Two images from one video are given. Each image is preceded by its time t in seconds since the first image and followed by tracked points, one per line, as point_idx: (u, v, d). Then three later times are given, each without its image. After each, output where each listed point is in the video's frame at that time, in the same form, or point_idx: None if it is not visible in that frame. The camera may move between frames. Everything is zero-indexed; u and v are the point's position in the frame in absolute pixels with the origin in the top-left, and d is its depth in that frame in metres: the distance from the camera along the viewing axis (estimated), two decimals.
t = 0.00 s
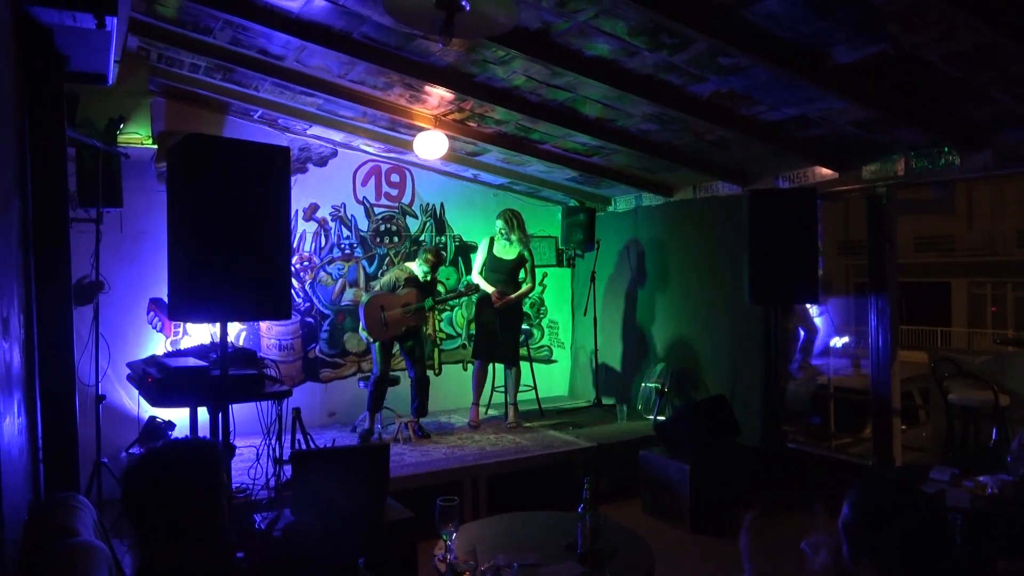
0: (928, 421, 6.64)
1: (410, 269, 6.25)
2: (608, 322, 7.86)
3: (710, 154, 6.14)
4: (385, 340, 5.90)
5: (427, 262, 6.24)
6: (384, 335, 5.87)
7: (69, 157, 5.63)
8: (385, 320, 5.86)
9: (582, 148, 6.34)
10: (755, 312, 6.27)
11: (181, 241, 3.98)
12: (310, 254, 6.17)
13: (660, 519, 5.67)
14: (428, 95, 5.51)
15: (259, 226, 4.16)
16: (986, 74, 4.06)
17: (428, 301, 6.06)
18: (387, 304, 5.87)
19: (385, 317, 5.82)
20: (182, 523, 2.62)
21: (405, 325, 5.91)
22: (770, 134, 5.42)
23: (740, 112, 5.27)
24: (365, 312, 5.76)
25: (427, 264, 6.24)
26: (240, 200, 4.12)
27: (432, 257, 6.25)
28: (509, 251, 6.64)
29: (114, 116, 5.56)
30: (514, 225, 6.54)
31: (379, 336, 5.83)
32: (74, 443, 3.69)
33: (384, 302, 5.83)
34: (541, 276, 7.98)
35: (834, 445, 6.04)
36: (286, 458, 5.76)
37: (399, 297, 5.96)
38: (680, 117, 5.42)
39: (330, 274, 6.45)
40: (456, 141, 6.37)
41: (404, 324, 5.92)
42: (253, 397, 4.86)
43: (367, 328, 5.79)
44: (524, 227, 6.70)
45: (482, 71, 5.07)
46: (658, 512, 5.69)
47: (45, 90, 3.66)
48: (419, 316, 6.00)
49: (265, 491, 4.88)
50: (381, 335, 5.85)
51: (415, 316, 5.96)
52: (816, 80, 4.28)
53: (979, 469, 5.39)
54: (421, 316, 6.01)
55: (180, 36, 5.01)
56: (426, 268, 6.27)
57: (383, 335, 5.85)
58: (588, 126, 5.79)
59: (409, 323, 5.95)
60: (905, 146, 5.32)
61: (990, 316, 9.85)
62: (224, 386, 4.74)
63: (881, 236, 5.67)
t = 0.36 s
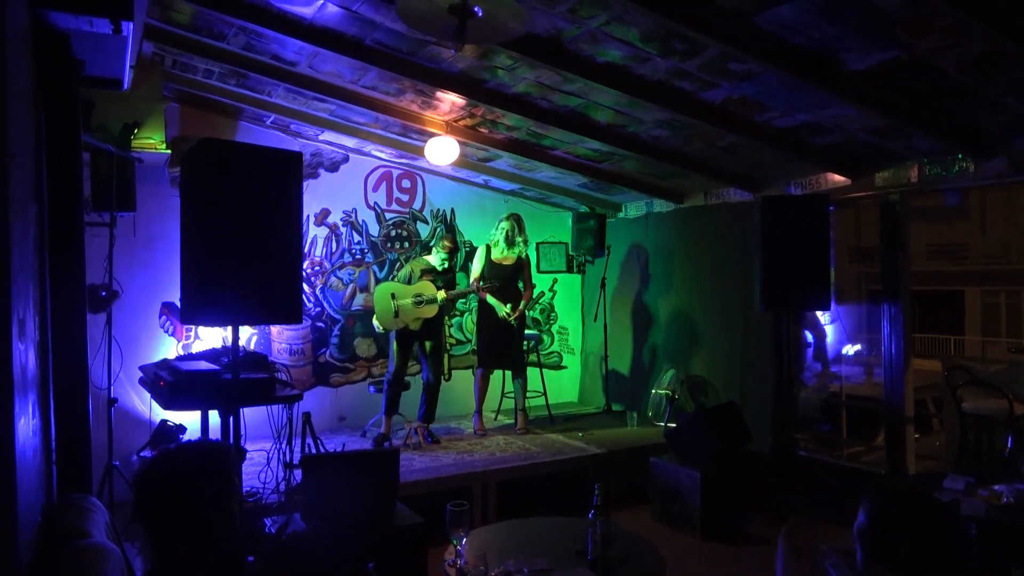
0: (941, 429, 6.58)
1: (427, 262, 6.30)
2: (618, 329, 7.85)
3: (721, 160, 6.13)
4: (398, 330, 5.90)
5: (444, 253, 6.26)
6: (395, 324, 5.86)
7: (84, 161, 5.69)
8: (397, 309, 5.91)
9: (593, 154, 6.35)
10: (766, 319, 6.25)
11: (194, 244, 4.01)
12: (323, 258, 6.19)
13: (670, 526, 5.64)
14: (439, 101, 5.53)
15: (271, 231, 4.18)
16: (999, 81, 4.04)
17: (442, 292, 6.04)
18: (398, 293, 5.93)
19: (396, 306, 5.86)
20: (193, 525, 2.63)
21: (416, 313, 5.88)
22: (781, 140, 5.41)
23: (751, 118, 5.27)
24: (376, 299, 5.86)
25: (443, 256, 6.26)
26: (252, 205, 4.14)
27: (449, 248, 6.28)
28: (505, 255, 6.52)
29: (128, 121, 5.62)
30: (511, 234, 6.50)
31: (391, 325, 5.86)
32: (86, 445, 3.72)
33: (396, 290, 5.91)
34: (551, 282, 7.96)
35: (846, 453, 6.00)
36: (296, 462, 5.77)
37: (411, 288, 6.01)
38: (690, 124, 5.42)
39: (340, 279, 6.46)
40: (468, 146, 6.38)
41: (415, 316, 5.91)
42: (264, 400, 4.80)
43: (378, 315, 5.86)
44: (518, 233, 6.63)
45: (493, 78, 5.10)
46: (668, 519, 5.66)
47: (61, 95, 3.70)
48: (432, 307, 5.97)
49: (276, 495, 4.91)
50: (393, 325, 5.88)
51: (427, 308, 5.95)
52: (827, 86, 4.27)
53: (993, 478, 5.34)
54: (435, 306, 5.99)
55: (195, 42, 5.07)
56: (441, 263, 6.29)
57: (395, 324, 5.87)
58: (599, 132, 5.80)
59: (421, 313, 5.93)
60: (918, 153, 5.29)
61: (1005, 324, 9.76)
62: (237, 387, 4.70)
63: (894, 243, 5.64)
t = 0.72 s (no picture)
0: (964, 433, 6.49)
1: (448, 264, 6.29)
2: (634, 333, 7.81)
3: (736, 163, 6.10)
4: (419, 335, 5.95)
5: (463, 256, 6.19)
6: (415, 329, 5.92)
7: (103, 173, 5.76)
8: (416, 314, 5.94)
9: (607, 158, 6.33)
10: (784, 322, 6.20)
11: (211, 253, 4.04)
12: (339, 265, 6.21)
13: (688, 533, 5.60)
14: (453, 108, 5.55)
15: (288, 239, 4.20)
16: (1017, 79, 4.00)
17: (461, 296, 6.02)
18: (416, 297, 5.96)
19: (415, 311, 5.90)
20: (212, 533, 2.64)
21: (434, 318, 5.89)
22: (796, 142, 5.39)
23: (765, 121, 5.24)
24: (395, 305, 5.94)
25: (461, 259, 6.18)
26: (267, 215, 4.17)
27: (470, 249, 6.19)
28: (506, 260, 6.21)
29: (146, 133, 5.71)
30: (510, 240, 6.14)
31: (410, 329, 5.92)
32: (107, 452, 3.76)
33: (413, 295, 5.95)
34: (566, 286, 7.94)
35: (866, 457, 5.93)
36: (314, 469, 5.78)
37: (430, 292, 6.03)
38: (704, 127, 5.40)
39: (356, 286, 6.48)
40: (482, 153, 6.39)
41: (435, 319, 5.94)
42: (281, 408, 4.86)
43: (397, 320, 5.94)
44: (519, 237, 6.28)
45: (505, 83, 5.11)
46: (687, 525, 5.62)
47: (81, 108, 3.75)
48: (451, 311, 5.97)
49: (295, 502, 4.93)
50: (413, 329, 5.93)
51: (446, 312, 5.96)
52: (842, 88, 4.24)
53: (1018, 482, 5.26)
54: (453, 310, 5.98)
55: (212, 53, 5.13)
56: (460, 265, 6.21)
57: (415, 329, 5.93)
58: (613, 136, 5.79)
59: (440, 317, 5.94)
60: (936, 153, 5.24)
61: None
62: (255, 396, 4.76)
63: (912, 245, 5.59)
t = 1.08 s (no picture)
0: (994, 438, 6.31)
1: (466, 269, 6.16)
2: (653, 337, 7.66)
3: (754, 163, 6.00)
4: (438, 338, 5.82)
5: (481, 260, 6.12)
6: (434, 332, 5.78)
7: (117, 182, 5.74)
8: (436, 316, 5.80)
9: (623, 160, 6.24)
10: (806, 325, 6.07)
11: (222, 260, 4.00)
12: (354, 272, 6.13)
13: (711, 542, 5.47)
14: (467, 112, 5.49)
15: (301, 245, 4.15)
16: None
17: (481, 298, 5.86)
18: (436, 300, 5.83)
19: (435, 313, 5.77)
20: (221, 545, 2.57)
21: (455, 321, 5.77)
22: (817, 142, 5.28)
23: (784, 121, 5.14)
24: (415, 307, 5.79)
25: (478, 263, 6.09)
26: (281, 220, 4.11)
27: (488, 253, 6.11)
28: (515, 263, 6.14)
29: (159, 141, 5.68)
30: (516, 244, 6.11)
31: (430, 332, 5.77)
32: (119, 461, 3.72)
33: (434, 298, 5.81)
34: (583, 291, 7.79)
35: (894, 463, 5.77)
36: (330, 478, 5.71)
37: (449, 294, 5.90)
38: (722, 128, 5.31)
39: (371, 292, 6.40)
40: (496, 156, 6.31)
41: (455, 322, 5.81)
42: (291, 413, 4.78)
43: (417, 322, 5.78)
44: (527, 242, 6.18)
45: (519, 87, 5.04)
46: (709, 534, 5.49)
47: (91, 115, 3.72)
48: (472, 314, 5.83)
49: (310, 511, 4.86)
50: (433, 332, 5.80)
51: (466, 314, 5.83)
52: (863, 85, 4.13)
53: None
54: (474, 313, 5.83)
55: (225, 60, 5.11)
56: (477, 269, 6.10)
57: (434, 332, 5.78)
58: (629, 138, 5.71)
59: (460, 321, 5.80)
60: (961, 151, 5.11)
61: None
62: (266, 401, 4.69)
63: (938, 245, 5.45)
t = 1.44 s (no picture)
0: None
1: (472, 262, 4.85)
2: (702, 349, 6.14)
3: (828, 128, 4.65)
4: (438, 348, 4.45)
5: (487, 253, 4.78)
6: (433, 341, 4.43)
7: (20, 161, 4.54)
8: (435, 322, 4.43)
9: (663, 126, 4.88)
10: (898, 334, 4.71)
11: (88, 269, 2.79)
12: (320, 272, 4.64)
13: None
14: (465, 66, 4.18)
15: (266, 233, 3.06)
16: None
17: (493, 299, 4.45)
18: (436, 300, 4.44)
19: (434, 318, 4.40)
20: None
21: (460, 329, 4.42)
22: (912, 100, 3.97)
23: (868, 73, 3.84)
24: (408, 310, 4.42)
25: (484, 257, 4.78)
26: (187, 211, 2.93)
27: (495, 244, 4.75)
28: (521, 259, 4.69)
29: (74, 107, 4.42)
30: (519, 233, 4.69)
31: (429, 342, 4.41)
32: None
33: (433, 298, 4.44)
34: (615, 291, 6.27)
35: None
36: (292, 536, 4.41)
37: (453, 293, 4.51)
38: (799, 81, 3.98)
39: (342, 298, 4.77)
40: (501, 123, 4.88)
41: (460, 330, 4.45)
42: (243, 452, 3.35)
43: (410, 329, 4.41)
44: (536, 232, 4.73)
45: (529, 33, 3.77)
46: None
47: None
48: (481, 319, 4.46)
49: None
50: (433, 343, 4.44)
51: (475, 319, 4.46)
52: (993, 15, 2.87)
53: None
54: (484, 316, 4.46)
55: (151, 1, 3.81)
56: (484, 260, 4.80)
57: (434, 342, 4.43)
58: (666, 97, 4.38)
59: (466, 328, 4.44)
60: None
61: None
62: (212, 435, 3.30)
63: None
